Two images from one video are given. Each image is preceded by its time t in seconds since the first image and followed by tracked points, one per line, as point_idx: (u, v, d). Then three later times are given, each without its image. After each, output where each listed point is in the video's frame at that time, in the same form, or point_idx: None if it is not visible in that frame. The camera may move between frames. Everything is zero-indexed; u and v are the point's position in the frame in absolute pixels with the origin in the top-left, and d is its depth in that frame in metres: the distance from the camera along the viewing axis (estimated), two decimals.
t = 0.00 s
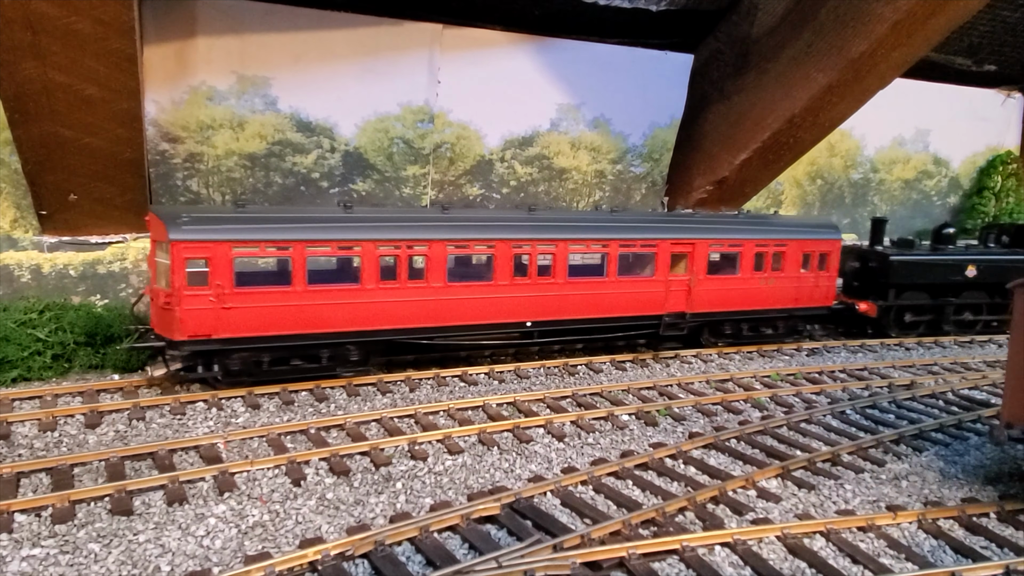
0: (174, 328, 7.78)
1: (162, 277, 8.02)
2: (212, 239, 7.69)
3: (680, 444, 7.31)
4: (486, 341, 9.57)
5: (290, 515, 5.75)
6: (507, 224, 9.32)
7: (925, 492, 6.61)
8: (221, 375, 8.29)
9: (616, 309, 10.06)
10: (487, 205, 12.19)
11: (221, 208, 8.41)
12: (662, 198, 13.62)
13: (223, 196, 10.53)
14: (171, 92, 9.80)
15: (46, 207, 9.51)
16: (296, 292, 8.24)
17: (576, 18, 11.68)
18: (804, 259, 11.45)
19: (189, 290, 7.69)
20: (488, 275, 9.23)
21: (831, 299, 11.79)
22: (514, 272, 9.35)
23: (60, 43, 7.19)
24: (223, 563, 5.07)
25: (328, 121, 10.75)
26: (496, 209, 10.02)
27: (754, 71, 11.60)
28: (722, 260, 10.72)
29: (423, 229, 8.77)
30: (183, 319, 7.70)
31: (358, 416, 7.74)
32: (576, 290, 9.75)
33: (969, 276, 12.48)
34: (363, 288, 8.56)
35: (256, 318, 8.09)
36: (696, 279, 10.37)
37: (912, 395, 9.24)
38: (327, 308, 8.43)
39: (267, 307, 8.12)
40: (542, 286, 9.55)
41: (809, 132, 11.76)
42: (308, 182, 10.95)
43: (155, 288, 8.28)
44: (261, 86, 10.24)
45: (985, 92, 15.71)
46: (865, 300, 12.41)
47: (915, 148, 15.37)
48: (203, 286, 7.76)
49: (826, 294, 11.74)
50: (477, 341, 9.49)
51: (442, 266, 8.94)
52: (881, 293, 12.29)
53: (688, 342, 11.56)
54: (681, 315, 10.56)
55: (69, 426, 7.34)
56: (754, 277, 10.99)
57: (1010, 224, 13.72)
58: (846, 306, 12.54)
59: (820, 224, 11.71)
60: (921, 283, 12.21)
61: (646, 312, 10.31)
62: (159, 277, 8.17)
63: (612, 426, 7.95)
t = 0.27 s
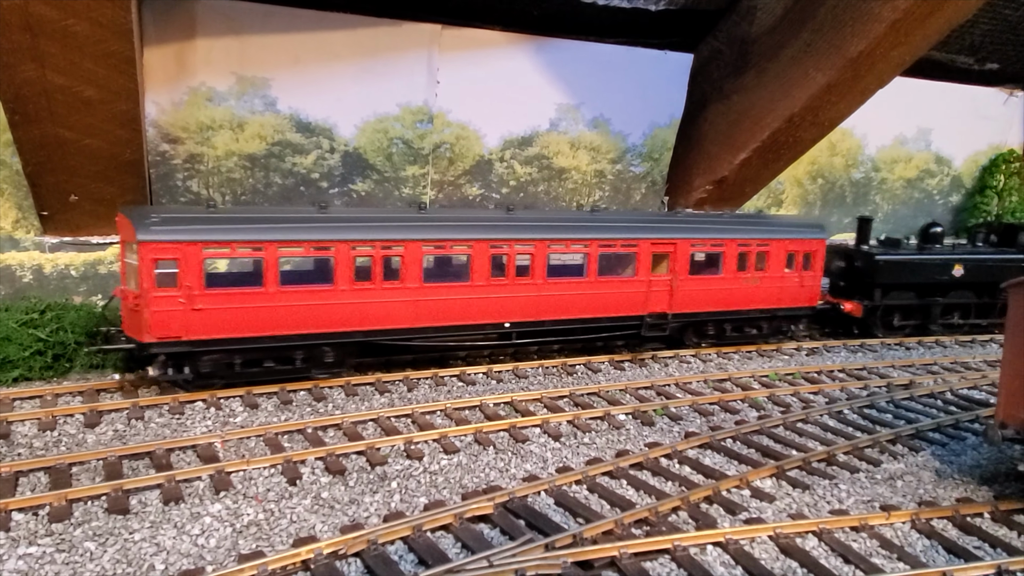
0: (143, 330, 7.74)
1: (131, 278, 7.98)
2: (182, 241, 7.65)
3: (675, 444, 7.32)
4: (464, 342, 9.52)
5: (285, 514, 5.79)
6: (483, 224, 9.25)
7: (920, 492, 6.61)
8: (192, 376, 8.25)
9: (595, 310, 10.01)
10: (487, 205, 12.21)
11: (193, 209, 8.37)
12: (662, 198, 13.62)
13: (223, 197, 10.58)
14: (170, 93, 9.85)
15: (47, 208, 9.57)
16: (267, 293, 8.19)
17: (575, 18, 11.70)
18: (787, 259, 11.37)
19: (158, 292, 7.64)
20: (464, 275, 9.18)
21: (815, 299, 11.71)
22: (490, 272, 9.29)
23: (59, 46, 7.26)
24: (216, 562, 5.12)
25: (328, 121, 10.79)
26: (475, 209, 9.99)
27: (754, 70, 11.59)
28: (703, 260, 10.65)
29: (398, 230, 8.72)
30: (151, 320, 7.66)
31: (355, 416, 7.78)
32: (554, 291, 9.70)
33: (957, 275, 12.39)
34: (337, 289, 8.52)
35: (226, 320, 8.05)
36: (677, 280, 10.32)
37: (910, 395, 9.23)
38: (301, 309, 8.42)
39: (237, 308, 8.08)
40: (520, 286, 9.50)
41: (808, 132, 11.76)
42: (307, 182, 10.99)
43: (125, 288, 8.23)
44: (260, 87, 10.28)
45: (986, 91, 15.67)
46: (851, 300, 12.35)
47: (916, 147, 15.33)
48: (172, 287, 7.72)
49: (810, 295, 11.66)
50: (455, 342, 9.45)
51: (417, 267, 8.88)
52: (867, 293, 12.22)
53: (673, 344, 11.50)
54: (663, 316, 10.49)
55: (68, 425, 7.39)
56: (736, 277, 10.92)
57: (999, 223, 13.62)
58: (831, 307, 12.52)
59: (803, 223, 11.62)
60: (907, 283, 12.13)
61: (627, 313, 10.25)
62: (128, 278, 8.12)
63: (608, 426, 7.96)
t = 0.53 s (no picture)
0: (107, 335, 7.64)
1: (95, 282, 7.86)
2: (144, 245, 7.53)
3: (665, 447, 7.31)
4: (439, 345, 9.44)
5: (272, 517, 5.81)
6: (456, 226, 9.15)
7: (910, 495, 6.59)
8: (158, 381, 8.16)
9: (572, 312, 9.94)
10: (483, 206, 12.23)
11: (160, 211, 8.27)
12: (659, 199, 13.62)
13: (220, 199, 10.63)
14: (166, 95, 9.89)
15: (44, 211, 9.62)
16: (234, 298, 8.09)
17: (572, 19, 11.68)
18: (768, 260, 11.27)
19: (121, 297, 7.54)
20: (437, 278, 9.09)
21: (797, 301, 11.61)
22: (464, 275, 9.21)
23: (52, 50, 7.31)
24: (202, 565, 5.15)
25: (324, 124, 10.81)
26: (451, 211, 9.89)
27: (752, 71, 11.57)
28: (683, 262, 10.56)
29: (369, 232, 8.63)
30: (114, 325, 7.55)
31: (347, 418, 7.80)
32: (530, 293, 9.63)
33: (941, 276, 12.41)
34: (306, 293, 8.43)
35: (192, 324, 7.96)
36: (656, 281, 10.23)
37: (906, 397, 9.19)
38: (268, 313, 8.31)
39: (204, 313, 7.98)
40: (494, 289, 9.41)
41: (806, 132, 11.71)
42: (303, 184, 11.03)
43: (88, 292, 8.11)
44: (255, 89, 10.31)
45: (988, 90, 15.57)
46: (834, 301, 12.28)
47: (916, 147, 15.25)
48: (136, 292, 7.61)
49: (792, 296, 11.56)
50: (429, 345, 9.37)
51: (389, 270, 8.79)
52: (850, 294, 12.16)
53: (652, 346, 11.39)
54: (642, 318, 10.41)
55: (62, 427, 7.44)
56: (716, 279, 10.83)
57: (984, 223, 13.61)
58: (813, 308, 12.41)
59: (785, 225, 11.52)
60: (891, 284, 12.08)
61: (605, 315, 10.18)
62: (92, 282, 8.00)
63: (600, 428, 7.96)
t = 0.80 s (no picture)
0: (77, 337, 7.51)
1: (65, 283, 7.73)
2: (114, 245, 7.41)
3: (662, 447, 7.31)
4: (418, 347, 9.37)
5: (268, 517, 5.85)
6: (433, 226, 9.07)
7: (907, 497, 6.58)
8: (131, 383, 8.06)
9: (553, 313, 9.89)
10: (484, 206, 12.24)
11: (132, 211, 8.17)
12: (661, 198, 13.61)
13: (221, 200, 10.67)
14: (167, 97, 9.94)
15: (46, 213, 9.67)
16: (207, 299, 7.98)
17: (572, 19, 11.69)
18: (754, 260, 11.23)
19: (91, 299, 7.42)
20: (414, 279, 9.00)
21: (783, 301, 11.54)
22: (442, 276, 9.12)
23: (52, 53, 7.36)
24: (197, 565, 5.19)
25: (324, 124, 10.84)
26: (430, 212, 9.80)
27: (753, 70, 11.54)
28: (665, 263, 10.50)
29: (344, 233, 8.55)
30: (83, 327, 7.42)
31: (345, 418, 7.83)
32: (510, 294, 9.57)
33: (930, 276, 12.32)
34: (281, 294, 8.34)
35: (165, 326, 7.85)
36: (638, 282, 10.17)
37: (906, 398, 9.16)
38: (243, 315, 8.20)
39: (176, 314, 7.88)
40: (474, 290, 9.33)
41: (807, 132, 11.68)
42: (304, 185, 11.07)
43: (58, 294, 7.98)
44: (256, 91, 10.35)
45: (992, 89, 15.48)
46: (822, 301, 12.19)
47: (920, 146, 15.18)
48: (106, 294, 7.49)
49: (778, 297, 11.48)
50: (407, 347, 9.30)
51: (365, 271, 8.70)
52: (838, 294, 12.07)
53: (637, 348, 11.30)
54: (624, 319, 10.34)
55: (63, 427, 7.49)
56: (700, 280, 10.77)
57: (975, 223, 13.54)
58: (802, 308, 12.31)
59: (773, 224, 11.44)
60: (880, 284, 12.00)
61: (587, 317, 10.12)
62: (62, 284, 7.88)
63: (598, 429, 7.97)
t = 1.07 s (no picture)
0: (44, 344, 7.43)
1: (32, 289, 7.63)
2: (81, 251, 7.30)
3: (657, 452, 7.31)
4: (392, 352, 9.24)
5: (261, 522, 5.87)
6: (408, 230, 8.95)
7: (902, 502, 6.56)
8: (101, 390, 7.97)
9: (531, 318, 9.74)
10: (484, 209, 12.26)
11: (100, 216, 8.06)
12: (661, 200, 13.60)
13: (221, 203, 10.71)
14: (167, 101, 9.99)
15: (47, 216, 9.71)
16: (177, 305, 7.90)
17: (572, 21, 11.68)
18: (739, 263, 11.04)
19: (57, 305, 7.33)
20: (389, 284, 8.88)
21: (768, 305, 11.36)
22: (417, 280, 9.00)
23: (50, 59, 7.41)
24: (189, 570, 5.23)
25: (323, 128, 10.88)
26: (407, 215, 9.66)
27: (753, 72, 11.51)
28: (648, 266, 10.33)
29: (317, 238, 8.43)
30: (50, 334, 7.34)
31: (341, 422, 7.85)
32: (487, 299, 9.42)
33: (918, 279, 12.25)
34: (252, 299, 8.24)
35: (134, 332, 7.76)
36: (620, 286, 10.00)
37: (905, 401, 9.13)
38: (216, 320, 8.11)
39: (146, 320, 7.79)
40: (451, 294, 9.21)
41: (808, 133, 11.64)
42: (304, 188, 11.10)
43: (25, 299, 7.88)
44: (255, 94, 10.38)
45: (996, 89, 15.40)
46: (808, 304, 12.10)
47: (923, 146, 15.10)
48: (73, 300, 7.40)
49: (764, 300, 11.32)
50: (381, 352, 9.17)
51: (338, 275, 8.60)
52: (824, 297, 12.01)
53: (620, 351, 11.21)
54: (604, 323, 10.21)
55: (61, 430, 7.53)
56: (684, 283, 10.59)
57: (964, 224, 13.45)
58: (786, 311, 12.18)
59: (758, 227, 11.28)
60: (865, 287, 11.94)
61: (567, 320, 9.99)
62: (29, 289, 7.80)
63: (594, 433, 7.97)
